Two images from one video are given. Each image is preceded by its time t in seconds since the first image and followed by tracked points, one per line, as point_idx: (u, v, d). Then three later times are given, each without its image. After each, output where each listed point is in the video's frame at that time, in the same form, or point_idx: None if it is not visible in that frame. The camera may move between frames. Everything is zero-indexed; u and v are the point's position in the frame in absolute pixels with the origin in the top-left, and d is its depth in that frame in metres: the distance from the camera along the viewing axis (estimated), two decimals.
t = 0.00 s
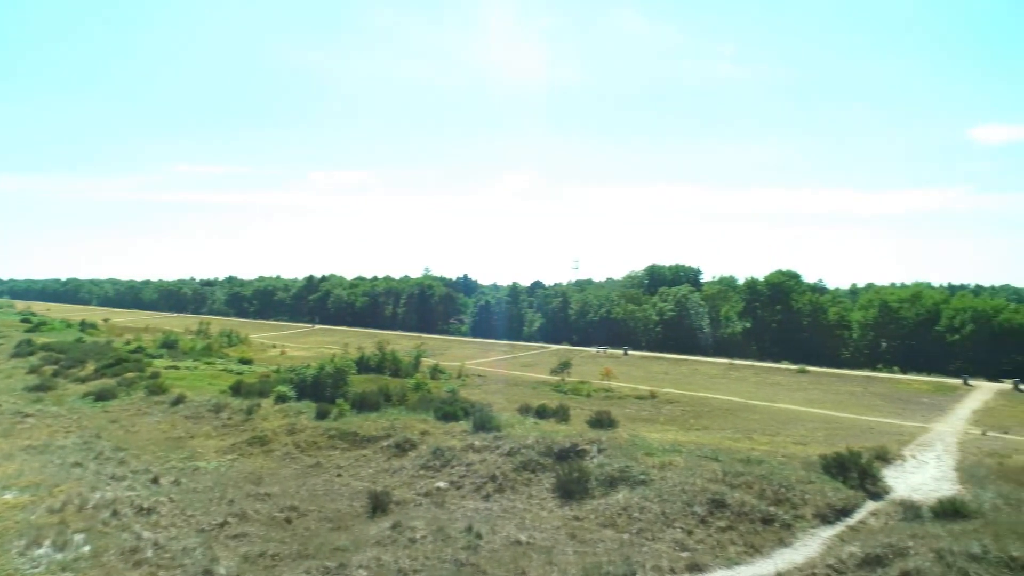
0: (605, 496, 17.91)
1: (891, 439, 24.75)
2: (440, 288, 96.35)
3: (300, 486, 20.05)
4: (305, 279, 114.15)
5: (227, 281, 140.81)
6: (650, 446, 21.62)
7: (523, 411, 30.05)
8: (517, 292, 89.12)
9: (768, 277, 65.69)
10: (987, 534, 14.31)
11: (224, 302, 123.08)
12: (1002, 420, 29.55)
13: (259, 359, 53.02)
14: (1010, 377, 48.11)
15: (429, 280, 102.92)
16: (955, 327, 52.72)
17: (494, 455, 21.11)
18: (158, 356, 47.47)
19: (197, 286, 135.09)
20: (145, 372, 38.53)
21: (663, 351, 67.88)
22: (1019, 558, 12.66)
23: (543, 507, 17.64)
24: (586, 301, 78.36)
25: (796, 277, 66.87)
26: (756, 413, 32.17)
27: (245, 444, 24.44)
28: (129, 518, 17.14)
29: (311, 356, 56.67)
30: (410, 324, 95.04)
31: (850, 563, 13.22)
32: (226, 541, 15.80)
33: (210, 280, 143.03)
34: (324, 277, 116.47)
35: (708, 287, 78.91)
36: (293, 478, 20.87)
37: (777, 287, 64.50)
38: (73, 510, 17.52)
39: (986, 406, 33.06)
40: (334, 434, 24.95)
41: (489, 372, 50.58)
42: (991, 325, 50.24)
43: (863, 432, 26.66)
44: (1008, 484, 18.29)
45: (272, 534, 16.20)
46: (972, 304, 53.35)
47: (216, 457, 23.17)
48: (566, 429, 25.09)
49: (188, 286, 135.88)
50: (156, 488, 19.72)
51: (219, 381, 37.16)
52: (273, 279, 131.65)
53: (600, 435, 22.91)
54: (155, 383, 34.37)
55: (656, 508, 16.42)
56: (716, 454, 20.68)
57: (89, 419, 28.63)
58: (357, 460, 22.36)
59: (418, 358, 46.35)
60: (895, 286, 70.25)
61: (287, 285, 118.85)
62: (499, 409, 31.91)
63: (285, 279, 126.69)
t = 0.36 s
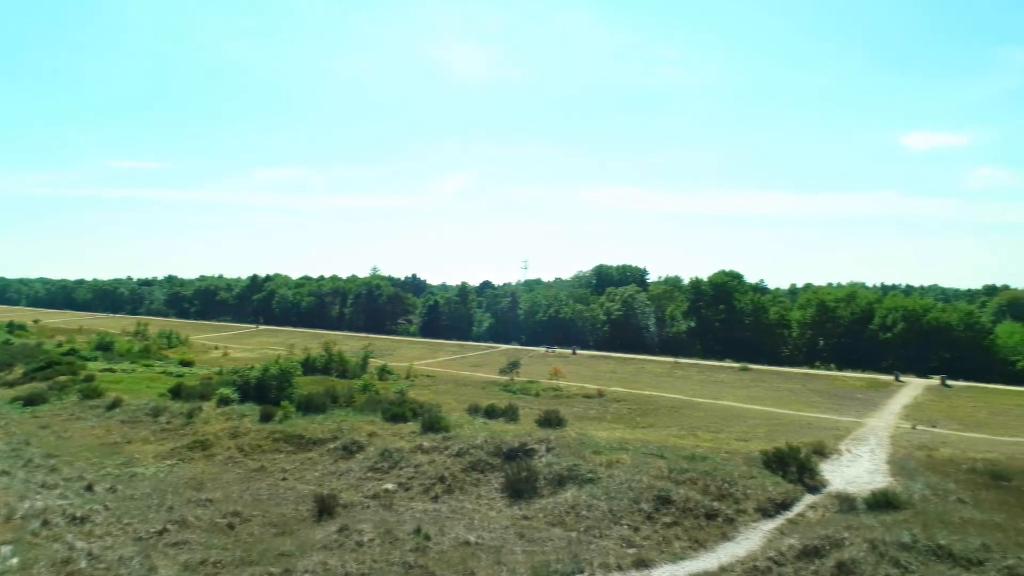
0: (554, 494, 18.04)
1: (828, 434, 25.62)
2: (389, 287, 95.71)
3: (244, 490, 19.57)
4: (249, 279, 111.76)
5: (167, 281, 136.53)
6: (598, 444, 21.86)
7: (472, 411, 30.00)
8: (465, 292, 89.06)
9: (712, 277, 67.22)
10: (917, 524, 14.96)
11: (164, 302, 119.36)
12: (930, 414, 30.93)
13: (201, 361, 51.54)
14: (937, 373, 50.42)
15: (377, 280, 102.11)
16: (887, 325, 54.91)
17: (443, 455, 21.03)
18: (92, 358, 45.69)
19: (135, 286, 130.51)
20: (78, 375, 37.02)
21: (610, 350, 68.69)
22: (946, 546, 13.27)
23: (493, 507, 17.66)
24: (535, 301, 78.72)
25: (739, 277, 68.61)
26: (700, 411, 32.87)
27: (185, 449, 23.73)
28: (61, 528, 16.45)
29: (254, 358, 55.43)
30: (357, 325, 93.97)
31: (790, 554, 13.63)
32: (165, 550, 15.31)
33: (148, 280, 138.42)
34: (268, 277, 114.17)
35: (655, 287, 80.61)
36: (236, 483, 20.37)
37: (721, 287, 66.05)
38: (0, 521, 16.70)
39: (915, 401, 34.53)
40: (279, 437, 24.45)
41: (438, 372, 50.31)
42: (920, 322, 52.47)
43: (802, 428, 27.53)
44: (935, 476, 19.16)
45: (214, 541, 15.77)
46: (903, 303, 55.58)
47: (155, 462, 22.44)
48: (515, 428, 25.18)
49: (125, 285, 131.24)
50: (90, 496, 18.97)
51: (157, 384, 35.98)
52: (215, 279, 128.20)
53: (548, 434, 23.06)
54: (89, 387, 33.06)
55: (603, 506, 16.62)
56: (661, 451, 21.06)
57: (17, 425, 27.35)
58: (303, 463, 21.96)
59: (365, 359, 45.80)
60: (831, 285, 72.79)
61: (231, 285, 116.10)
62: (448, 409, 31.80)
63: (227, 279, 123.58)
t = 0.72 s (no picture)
0: (504, 494, 18.08)
1: (771, 430, 26.34)
2: (337, 287, 94.35)
3: (186, 496, 19.02)
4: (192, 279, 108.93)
5: (105, 281, 131.67)
6: (548, 444, 21.99)
7: (422, 412, 29.82)
8: (416, 292, 88.44)
9: (660, 278, 68.34)
10: (854, 515, 15.52)
11: (101, 303, 115.07)
12: (867, 410, 32.10)
13: (141, 363, 49.86)
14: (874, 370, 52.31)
15: (326, 280, 100.68)
16: (827, 323, 56.75)
17: (393, 457, 20.84)
18: (24, 361, 43.74)
19: (70, 286, 125.43)
20: (9, 379, 35.37)
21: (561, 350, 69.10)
22: (882, 537, 13.79)
23: (443, 508, 17.59)
24: (486, 301, 78.65)
25: (686, 277, 69.91)
26: (649, 409, 33.37)
27: (124, 455, 22.92)
28: None
29: (198, 360, 53.90)
30: (304, 325, 92.41)
31: (735, 549, 13.97)
32: (103, 560, 14.76)
33: (85, 279, 133.28)
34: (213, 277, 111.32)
35: (604, 287, 81.68)
36: (179, 489, 19.78)
37: (669, 287, 67.19)
38: None
39: (853, 397, 35.79)
40: (224, 441, 23.84)
41: (388, 373, 49.81)
42: (858, 321, 54.39)
43: (746, 425, 28.23)
44: (871, 469, 19.89)
45: (155, 549, 15.27)
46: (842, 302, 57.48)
47: (91, 469, 21.61)
48: (466, 429, 25.15)
49: (59, 285, 126.03)
50: (21, 505, 18.15)
51: (95, 388, 34.67)
52: (157, 278, 124.22)
53: (499, 434, 23.10)
54: (21, 391, 31.64)
55: (554, 505, 16.73)
56: (610, 450, 21.31)
57: None
58: (248, 467, 21.48)
59: (313, 360, 45.05)
60: (774, 286, 74.85)
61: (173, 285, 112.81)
62: (399, 410, 31.53)
63: (169, 279, 119.96)
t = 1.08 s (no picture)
0: (457, 495, 18.04)
1: (719, 427, 26.91)
2: (287, 288, 92.68)
3: (128, 504, 18.40)
4: (134, 279, 105.71)
5: (39, 281, 126.41)
6: (501, 443, 22.04)
7: (374, 413, 29.52)
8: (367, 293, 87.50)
9: (611, 278, 69.11)
10: (798, 509, 15.97)
11: (36, 303, 110.46)
12: (809, 407, 33.10)
13: (79, 366, 48.03)
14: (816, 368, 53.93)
15: (276, 280, 98.96)
16: (772, 323, 58.24)
17: (343, 459, 20.57)
18: None
19: (2, 287, 120.06)
20: None
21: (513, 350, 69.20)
22: (824, 530, 14.24)
23: (395, 510, 17.45)
24: (438, 301, 78.29)
25: (637, 278, 70.88)
26: (600, 408, 33.73)
27: (60, 461, 22.04)
28: None
29: (139, 362, 52.32)
30: (252, 326, 90.51)
31: (684, 544, 14.22)
32: (38, 571, 14.17)
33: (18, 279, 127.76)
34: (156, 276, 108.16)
35: (556, 287, 82.26)
36: (119, 496, 19.13)
37: (620, 287, 68.00)
38: None
39: (796, 394, 36.85)
40: (167, 446, 23.16)
41: (338, 374, 49.14)
42: (801, 320, 56.00)
43: (695, 422, 28.78)
44: (813, 464, 20.51)
45: (93, 559, 14.73)
46: (786, 302, 59.09)
47: (25, 477, 20.73)
48: (417, 430, 25.00)
49: None
50: None
51: (29, 392, 33.26)
52: (96, 278, 119.84)
53: (452, 434, 23.03)
54: None
55: (506, 505, 16.76)
56: (563, 449, 21.46)
57: None
58: (193, 472, 20.90)
59: (261, 362, 44.15)
60: (721, 286, 76.49)
61: (113, 286, 109.13)
62: (349, 412, 31.14)
63: (109, 278, 116.01)
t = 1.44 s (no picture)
0: (404, 497, 17.91)
1: (663, 425, 27.41)
2: (227, 287, 90.19)
3: (57, 513, 17.59)
4: (64, 279, 101.28)
5: None
6: (448, 444, 21.97)
7: (318, 415, 29.03)
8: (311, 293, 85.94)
9: (557, 278, 69.63)
10: (738, 504, 16.42)
11: None
12: (749, 403, 34.05)
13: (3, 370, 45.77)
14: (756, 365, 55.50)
15: (217, 279, 96.21)
16: (713, 322, 59.63)
17: (287, 463, 20.16)
18: None
19: None
20: None
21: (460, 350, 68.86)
22: (763, 523, 14.67)
23: (340, 513, 17.20)
24: (385, 302, 77.49)
25: (583, 278, 71.59)
26: (546, 407, 33.96)
27: None
28: None
29: (70, 365, 50.13)
30: (191, 327, 87.81)
31: (629, 541, 14.45)
32: None
33: None
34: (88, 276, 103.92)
35: (503, 287, 82.43)
36: (47, 506, 18.27)
37: (566, 287, 68.56)
38: None
39: (737, 392, 37.85)
40: (100, 452, 22.28)
41: (281, 375, 48.12)
42: (741, 319, 57.54)
43: (639, 420, 29.25)
44: (753, 459, 21.11)
45: (20, 572, 14.04)
46: (727, 301, 60.57)
47: None
48: (363, 432, 24.70)
49: None
50: None
51: None
52: (22, 278, 114.40)
53: (398, 436, 22.83)
54: None
55: (454, 506, 16.72)
56: (510, 449, 21.52)
57: None
58: (128, 479, 20.15)
59: (201, 363, 42.89)
60: (665, 286, 77.98)
61: (41, 286, 104.33)
62: (293, 415, 30.54)
63: (37, 278, 110.82)
